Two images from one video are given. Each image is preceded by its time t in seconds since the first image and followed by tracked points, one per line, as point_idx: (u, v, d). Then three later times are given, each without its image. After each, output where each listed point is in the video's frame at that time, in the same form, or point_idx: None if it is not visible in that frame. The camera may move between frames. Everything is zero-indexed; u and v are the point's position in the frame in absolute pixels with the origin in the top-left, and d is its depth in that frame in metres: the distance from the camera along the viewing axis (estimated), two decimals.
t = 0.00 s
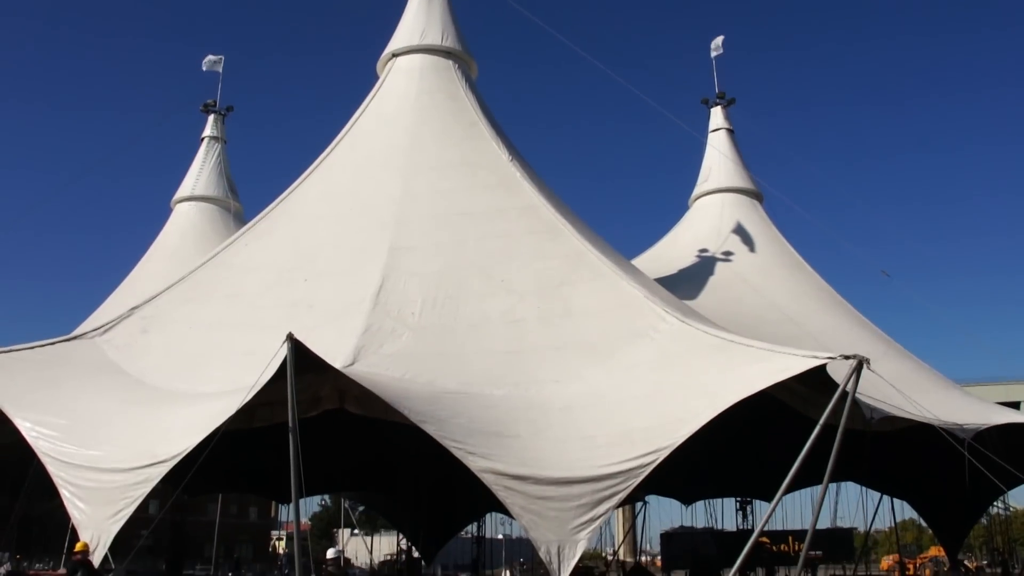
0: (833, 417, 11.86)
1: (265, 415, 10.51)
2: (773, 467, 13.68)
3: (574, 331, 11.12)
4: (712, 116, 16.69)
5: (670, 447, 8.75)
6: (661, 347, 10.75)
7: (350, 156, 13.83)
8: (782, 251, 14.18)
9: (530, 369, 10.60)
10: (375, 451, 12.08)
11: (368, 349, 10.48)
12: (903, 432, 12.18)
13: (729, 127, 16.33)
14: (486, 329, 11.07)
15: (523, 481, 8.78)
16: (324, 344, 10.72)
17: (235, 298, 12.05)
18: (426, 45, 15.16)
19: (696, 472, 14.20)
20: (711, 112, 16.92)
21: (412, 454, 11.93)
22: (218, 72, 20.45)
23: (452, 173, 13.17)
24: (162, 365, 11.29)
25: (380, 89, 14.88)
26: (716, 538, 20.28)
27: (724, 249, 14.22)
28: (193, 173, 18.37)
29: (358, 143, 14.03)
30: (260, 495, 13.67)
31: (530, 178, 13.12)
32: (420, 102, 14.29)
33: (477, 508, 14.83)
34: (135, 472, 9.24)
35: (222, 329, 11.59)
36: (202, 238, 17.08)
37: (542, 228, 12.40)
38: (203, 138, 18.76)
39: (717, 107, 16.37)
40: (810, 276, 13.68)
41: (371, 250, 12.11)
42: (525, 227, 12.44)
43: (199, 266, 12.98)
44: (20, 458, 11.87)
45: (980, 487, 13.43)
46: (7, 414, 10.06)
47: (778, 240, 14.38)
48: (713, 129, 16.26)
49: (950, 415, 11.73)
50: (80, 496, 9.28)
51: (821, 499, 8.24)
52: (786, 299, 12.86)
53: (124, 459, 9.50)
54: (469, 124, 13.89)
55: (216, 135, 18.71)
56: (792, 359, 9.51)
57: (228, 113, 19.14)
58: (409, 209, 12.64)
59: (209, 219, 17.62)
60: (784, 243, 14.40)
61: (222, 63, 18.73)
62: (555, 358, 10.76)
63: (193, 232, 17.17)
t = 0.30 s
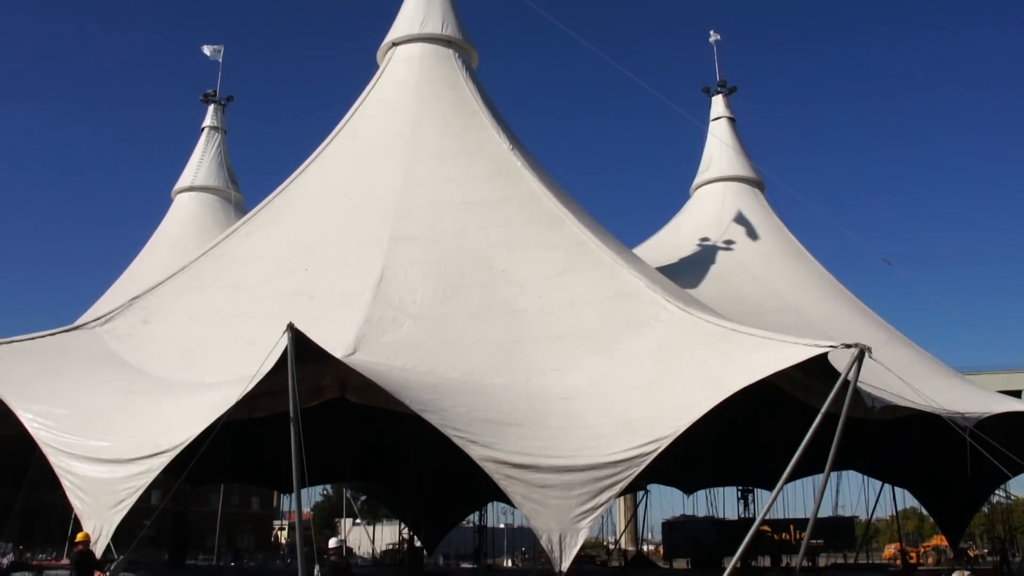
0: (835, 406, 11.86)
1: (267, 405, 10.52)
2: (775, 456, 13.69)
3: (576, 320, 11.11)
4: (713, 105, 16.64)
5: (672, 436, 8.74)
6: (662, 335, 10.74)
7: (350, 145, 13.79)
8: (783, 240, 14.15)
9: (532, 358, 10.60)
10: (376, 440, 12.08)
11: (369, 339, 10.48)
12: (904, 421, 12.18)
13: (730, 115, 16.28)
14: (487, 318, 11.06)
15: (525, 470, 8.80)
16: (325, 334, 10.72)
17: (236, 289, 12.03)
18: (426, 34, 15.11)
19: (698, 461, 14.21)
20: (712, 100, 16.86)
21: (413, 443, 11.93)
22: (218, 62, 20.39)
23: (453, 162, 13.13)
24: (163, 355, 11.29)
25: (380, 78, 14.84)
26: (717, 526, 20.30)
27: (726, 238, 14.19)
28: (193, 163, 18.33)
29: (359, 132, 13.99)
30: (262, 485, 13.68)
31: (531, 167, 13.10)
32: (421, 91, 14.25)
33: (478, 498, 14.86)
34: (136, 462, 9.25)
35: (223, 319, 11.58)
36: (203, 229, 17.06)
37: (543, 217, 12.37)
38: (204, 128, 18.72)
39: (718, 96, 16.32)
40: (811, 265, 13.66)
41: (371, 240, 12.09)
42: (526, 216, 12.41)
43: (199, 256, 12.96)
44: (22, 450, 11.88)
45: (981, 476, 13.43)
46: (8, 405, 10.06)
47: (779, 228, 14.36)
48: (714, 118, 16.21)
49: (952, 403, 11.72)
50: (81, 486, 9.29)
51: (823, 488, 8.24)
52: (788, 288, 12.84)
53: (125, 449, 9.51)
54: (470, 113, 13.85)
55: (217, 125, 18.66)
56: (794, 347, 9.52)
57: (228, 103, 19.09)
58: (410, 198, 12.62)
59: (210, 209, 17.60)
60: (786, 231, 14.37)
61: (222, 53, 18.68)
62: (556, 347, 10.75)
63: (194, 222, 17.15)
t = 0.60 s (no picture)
0: (835, 396, 11.88)
1: (267, 392, 10.54)
2: (774, 445, 13.72)
3: (576, 308, 11.12)
4: (714, 95, 16.61)
5: (672, 424, 8.77)
6: (664, 324, 10.75)
7: (352, 133, 13.77)
8: (784, 230, 14.15)
9: (531, 345, 10.62)
10: (376, 428, 12.12)
11: (370, 327, 10.49)
12: (904, 411, 12.20)
13: (732, 105, 16.25)
14: (488, 306, 11.09)
15: (525, 458, 8.83)
16: (325, 322, 10.73)
17: (236, 276, 12.04)
18: (428, 22, 15.08)
19: (697, 451, 14.24)
20: (714, 90, 16.82)
21: (413, 432, 11.96)
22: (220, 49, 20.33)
23: (455, 150, 13.12)
24: (164, 342, 11.31)
25: (382, 66, 14.81)
26: (716, 515, 20.32)
27: (727, 228, 14.19)
28: (194, 151, 18.30)
29: (360, 120, 13.97)
30: (263, 473, 13.72)
31: (533, 155, 13.08)
32: (422, 80, 14.22)
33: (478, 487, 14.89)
34: (138, 449, 9.26)
35: (224, 306, 11.59)
36: (204, 217, 17.05)
37: (544, 205, 12.37)
38: (205, 116, 18.68)
39: (720, 86, 16.28)
40: (813, 255, 13.65)
41: (372, 228, 12.09)
42: (527, 204, 12.41)
43: (200, 244, 12.95)
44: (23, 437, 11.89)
45: (980, 468, 13.47)
46: (9, 391, 10.08)
47: (780, 218, 14.36)
48: (716, 108, 16.18)
49: (952, 394, 11.74)
50: (83, 473, 9.31)
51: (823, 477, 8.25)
52: (788, 277, 12.85)
53: (126, 436, 9.53)
54: (472, 101, 13.83)
55: (218, 113, 18.62)
56: (794, 337, 9.54)
57: (229, 91, 19.05)
58: (411, 186, 12.61)
59: (211, 197, 17.58)
60: (787, 221, 14.37)
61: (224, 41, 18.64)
62: (556, 335, 10.77)
63: (195, 210, 17.14)
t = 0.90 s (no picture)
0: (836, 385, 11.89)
1: (269, 379, 10.57)
2: (775, 434, 13.73)
3: (578, 296, 11.12)
4: (717, 84, 16.56)
5: (673, 412, 8.79)
6: (665, 312, 10.76)
7: (353, 121, 13.75)
8: (786, 219, 14.14)
9: (532, 333, 10.64)
10: (378, 416, 12.14)
11: (371, 314, 10.51)
12: (905, 401, 12.20)
13: (734, 94, 16.20)
14: (489, 294, 11.10)
15: (527, 446, 8.87)
16: (327, 310, 10.75)
17: (237, 264, 12.05)
18: (429, 10, 15.04)
19: (698, 440, 14.26)
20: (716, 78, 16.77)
21: (414, 420, 11.98)
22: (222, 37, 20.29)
23: (456, 139, 13.10)
24: (166, 329, 11.33)
25: (384, 54, 14.78)
26: (717, 505, 20.34)
27: (728, 217, 14.17)
28: (196, 139, 18.28)
29: (361, 108, 13.95)
30: (265, 461, 13.76)
31: (535, 143, 13.05)
32: (424, 67, 14.18)
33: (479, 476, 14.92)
34: (140, 437, 9.28)
35: (226, 294, 11.60)
36: (206, 205, 17.05)
37: (545, 193, 12.35)
38: (207, 104, 18.67)
39: (723, 74, 16.24)
40: (814, 244, 13.63)
41: (373, 216, 12.09)
42: (529, 193, 12.39)
43: (202, 232, 12.94)
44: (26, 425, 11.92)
45: (981, 457, 13.47)
46: (12, 379, 10.12)
47: (782, 207, 14.33)
48: (718, 96, 16.14)
49: (953, 383, 11.74)
50: (86, 461, 9.34)
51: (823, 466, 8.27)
52: (790, 266, 12.84)
53: (128, 423, 9.56)
54: (473, 90, 13.79)
55: (219, 101, 18.60)
56: (795, 326, 9.54)
57: (230, 79, 19.01)
58: (412, 175, 12.60)
59: (212, 185, 17.58)
60: (789, 210, 14.35)
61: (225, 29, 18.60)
62: (557, 323, 10.79)
63: (196, 198, 17.14)
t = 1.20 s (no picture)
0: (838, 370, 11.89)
1: (271, 368, 10.59)
2: (777, 420, 13.75)
3: (579, 283, 11.13)
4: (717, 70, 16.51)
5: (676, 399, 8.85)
6: (667, 299, 10.76)
7: (353, 110, 13.71)
8: (788, 205, 14.12)
9: (534, 321, 10.66)
10: (379, 404, 12.16)
11: (372, 302, 10.54)
12: (907, 386, 12.21)
13: (735, 80, 16.16)
14: (490, 282, 11.12)
15: (529, 433, 8.87)
16: (328, 298, 10.76)
17: (239, 253, 12.04)
18: None
19: (700, 426, 14.27)
20: (717, 65, 16.72)
21: (417, 408, 12.01)
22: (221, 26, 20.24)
23: (456, 126, 13.06)
24: (168, 319, 11.34)
25: (383, 42, 14.71)
26: (719, 491, 20.36)
27: (730, 203, 14.15)
28: (196, 129, 18.25)
29: (361, 96, 13.90)
30: (268, 450, 13.79)
31: (535, 131, 13.02)
32: (424, 55, 14.13)
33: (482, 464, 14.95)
34: (143, 426, 9.30)
35: (227, 283, 11.61)
36: (206, 195, 17.04)
37: (546, 181, 12.33)
38: (207, 95, 18.64)
39: (723, 61, 16.19)
40: (816, 230, 13.62)
41: (374, 204, 12.08)
42: (530, 180, 12.36)
43: (202, 222, 12.92)
44: (29, 415, 11.95)
45: (983, 442, 13.49)
46: (14, 370, 10.12)
47: (783, 193, 14.31)
48: (719, 83, 16.10)
49: (955, 368, 11.74)
50: (90, 451, 9.37)
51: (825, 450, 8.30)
52: (791, 252, 12.83)
53: (131, 413, 9.58)
54: (473, 77, 13.73)
55: (219, 91, 18.55)
56: (797, 312, 9.55)
57: (230, 68, 18.96)
58: (412, 163, 12.58)
59: (213, 175, 17.56)
60: (790, 196, 14.32)
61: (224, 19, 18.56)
62: (558, 310, 10.81)
63: (197, 189, 17.12)
